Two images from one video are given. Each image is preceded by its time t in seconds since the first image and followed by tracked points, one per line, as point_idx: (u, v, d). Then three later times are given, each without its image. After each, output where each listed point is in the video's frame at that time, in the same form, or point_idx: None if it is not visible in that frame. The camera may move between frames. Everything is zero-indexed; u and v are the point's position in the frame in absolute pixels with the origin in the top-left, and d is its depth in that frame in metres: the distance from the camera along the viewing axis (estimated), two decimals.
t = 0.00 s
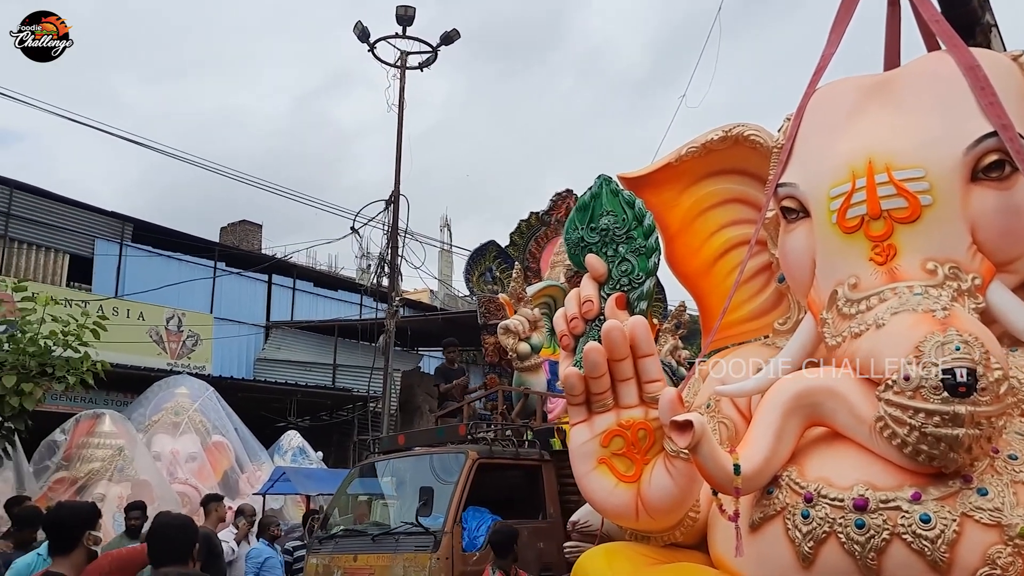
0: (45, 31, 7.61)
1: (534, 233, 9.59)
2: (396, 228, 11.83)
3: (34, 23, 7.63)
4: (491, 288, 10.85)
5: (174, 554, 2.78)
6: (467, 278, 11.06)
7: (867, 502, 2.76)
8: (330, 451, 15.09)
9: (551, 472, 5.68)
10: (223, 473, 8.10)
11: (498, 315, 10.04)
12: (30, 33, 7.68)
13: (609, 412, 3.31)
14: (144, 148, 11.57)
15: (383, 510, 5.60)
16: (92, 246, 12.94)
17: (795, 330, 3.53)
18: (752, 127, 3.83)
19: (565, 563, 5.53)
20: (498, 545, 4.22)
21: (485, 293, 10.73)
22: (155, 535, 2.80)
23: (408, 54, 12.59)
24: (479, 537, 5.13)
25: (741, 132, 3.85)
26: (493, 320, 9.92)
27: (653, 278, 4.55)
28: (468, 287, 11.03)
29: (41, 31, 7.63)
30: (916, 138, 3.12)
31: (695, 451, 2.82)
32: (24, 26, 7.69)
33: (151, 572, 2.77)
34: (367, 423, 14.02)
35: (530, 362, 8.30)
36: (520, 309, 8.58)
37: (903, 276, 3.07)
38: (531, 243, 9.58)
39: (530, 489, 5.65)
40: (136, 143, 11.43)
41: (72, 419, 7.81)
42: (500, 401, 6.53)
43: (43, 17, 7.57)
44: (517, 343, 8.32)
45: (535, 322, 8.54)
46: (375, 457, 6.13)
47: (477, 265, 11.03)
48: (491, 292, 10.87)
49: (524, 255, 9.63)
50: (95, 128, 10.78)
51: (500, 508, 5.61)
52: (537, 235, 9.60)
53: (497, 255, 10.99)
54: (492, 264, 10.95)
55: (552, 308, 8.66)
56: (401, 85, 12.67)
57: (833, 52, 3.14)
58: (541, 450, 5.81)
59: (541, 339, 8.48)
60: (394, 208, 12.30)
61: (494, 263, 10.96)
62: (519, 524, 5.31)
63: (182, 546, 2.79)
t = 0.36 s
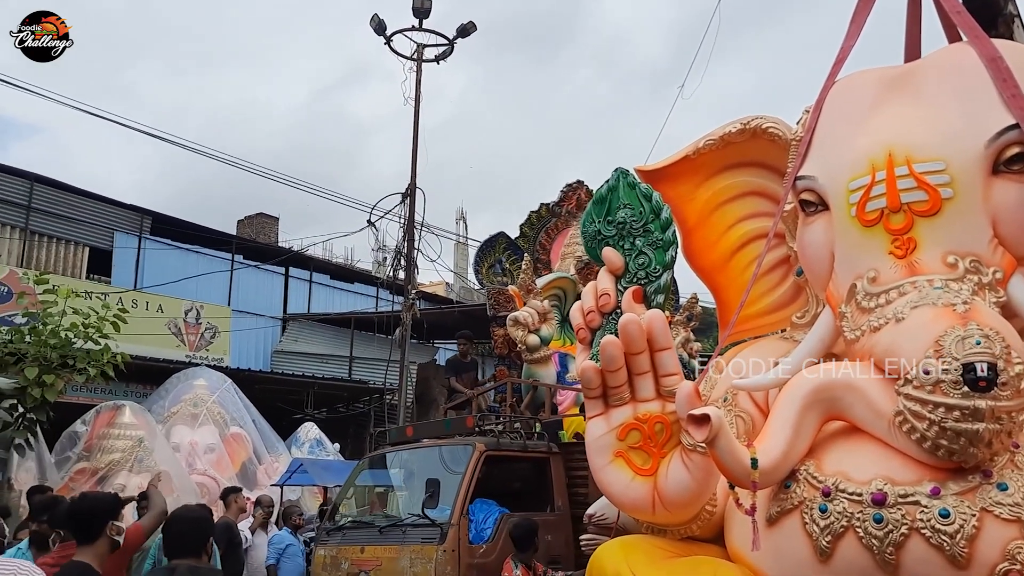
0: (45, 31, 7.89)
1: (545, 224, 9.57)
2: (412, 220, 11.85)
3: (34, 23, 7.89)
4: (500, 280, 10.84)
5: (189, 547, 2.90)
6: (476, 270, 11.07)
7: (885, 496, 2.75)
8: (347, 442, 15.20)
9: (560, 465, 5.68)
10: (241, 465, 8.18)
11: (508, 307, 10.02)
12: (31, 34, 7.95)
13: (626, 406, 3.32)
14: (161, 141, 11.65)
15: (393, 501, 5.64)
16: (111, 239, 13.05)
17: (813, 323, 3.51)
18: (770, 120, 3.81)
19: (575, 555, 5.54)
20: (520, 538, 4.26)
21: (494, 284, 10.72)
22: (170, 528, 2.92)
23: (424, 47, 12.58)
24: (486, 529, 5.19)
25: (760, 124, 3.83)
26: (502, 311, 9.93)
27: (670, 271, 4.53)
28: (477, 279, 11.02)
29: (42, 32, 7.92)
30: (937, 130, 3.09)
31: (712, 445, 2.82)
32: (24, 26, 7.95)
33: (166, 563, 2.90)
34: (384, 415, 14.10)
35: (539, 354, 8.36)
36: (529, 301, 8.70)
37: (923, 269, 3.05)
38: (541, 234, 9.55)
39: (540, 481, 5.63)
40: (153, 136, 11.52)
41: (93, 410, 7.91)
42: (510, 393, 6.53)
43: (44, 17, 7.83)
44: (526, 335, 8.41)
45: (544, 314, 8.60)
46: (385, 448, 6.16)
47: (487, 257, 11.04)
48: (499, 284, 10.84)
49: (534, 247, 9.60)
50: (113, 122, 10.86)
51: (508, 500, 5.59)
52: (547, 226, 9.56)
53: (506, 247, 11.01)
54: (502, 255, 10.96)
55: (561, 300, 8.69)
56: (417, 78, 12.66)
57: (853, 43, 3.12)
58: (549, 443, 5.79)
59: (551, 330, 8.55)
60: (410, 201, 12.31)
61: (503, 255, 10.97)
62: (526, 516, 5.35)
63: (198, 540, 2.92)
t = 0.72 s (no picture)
0: (46, 31, 8.38)
1: (552, 214, 9.58)
2: (425, 212, 11.86)
3: (34, 23, 8.39)
4: (507, 270, 10.82)
5: (172, 541, 2.84)
6: (482, 260, 11.03)
7: (899, 489, 2.74)
8: (360, 433, 15.27)
9: (564, 456, 5.65)
10: (255, 455, 8.23)
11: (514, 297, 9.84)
12: (31, 35, 8.42)
13: (638, 397, 3.32)
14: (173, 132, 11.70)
15: (398, 491, 5.65)
16: (126, 230, 13.13)
17: (827, 315, 3.49)
18: (785, 110, 3.77)
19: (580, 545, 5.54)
20: (533, 529, 4.27)
21: (500, 274, 10.71)
22: (154, 522, 2.87)
23: (436, 38, 12.56)
24: (488, 520, 5.21)
25: (774, 115, 3.79)
26: (508, 301, 9.76)
27: (683, 263, 4.54)
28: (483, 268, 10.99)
29: (43, 32, 8.40)
30: (954, 120, 3.05)
31: (724, 437, 2.81)
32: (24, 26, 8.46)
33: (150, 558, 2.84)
34: (396, 405, 14.15)
35: (546, 344, 8.29)
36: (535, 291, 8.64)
37: (939, 260, 3.02)
38: (548, 224, 9.59)
39: (544, 473, 5.62)
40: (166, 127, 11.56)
41: (109, 400, 7.98)
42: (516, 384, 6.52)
43: (44, 17, 8.33)
44: (532, 325, 8.35)
45: (550, 304, 8.53)
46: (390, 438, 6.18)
47: (493, 247, 11.02)
48: (506, 274, 10.83)
49: (541, 237, 9.61)
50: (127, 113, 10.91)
51: (510, 491, 5.64)
52: (553, 216, 9.59)
53: (513, 236, 11.01)
54: (508, 245, 10.97)
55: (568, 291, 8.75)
56: (430, 69, 12.64)
57: (869, 32, 3.09)
58: (553, 433, 5.79)
59: (557, 321, 8.50)
60: (423, 191, 12.32)
61: (510, 245, 10.97)
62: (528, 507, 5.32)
63: (180, 533, 2.85)
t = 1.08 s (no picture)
0: (45, 31, 8.40)
1: (553, 205, 9.55)
2: (431, 204, 11.86)
3: (34, 24, 8.42)
4: (508, 263, 10.75)
5: (162, 533, 2.64)
6: (484, 252, 10.99)
7: (905, 482, 2.73)
8: (367, 425, 15.32)
9: (563, 448, 5.70)
10: (262, 446, 8.26)
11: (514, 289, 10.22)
12: (31, 34, 8.50)
13: (644, 390, 3.32)
14: (180, 125, 11.72)
15: (400, 483, 5.64)
16: (133, 223, 13.17)
17: (833, 308, 3.49)
18: (791, 102, 3.76)
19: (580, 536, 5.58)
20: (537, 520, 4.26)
21: (502, 266, 10.66)
22: (144, 515, 2.68)
23: (442, 29, 12.52)
24: (487, 513, 5.21)
25: (781, 106, 3.78)
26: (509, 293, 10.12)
27: (689, 255, 4.51)
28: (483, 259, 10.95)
29: (42, 31, 8.44)
30: (962, 112, 3.03)
31: (730, 430, 2.81)
32: (24, 27, 8.49)
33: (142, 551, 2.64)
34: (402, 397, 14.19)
35: (547, 336, 8.35)
36: (535, 282, 8.69)
37: (945, 253, 3.01)
38: (549, 214, 9.55)
39: (544, 467, 5.62)
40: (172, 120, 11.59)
41: (117, 391, 8.03)
42: (515, 375, 6.53)
43: (43, 18, 8.35)
44: (533, 317, 8.40)
45: (551, 296, 8.58)
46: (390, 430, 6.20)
47: (494, 238, 10.98)
48: (508, 266, 10.76)
49: (542, 228, 9.57)
50: (134, 106, 10.95)
51: (510, 483, 5.56)
52: (555, 206, 9.56)
53: (514, 228, 10.95)
54: (509, 237, 10.91)
55: (567, 283, 8.81)
56: (436, 61, 12.60)
57: (876, 23, 3.07)
58: (552, 425, 5.82)
59: (558, 313, 8.55)
60: (428, 183, 12.32)
61: (511, 236, 10.90)
62: (526, 501, 5.36)
63: (170, 524, 2.65)
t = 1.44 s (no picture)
0: (45, 31, 8.41)
1: (550, 202, 9.58)
2: (430, 201, 11.87)
3: (36, 24, 8.44)
4: (503, 258, 10.85)
5: (156, 529, 2.65)
6: (479, 248, 11.10)
7: (901, 480, 2.74)
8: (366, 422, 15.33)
9: (559, 445, 5.70)
10: (261, 443, 8.27)
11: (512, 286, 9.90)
12: (31, 34, 8.52)
13: (641, 388, 3.33)
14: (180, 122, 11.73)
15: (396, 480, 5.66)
16: (133, 220, 13.17)
17: (830, 306, 3.50)
18: (789, 101, 3.76)
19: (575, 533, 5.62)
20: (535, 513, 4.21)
21: (497, 263, 10.73)
22: (137, 514, 2.70)
23: (442, 27, 12.51)
24: (481, 510, 5.25)
25: (778, 105, 3.78)
26: (505, 289, 9.95)
27: (688, 254, 4.50)
28: (480, 256, 11.05)
29: (42, 32, 8.45)
30: (959, 112, 3.04)
31: (727, 428, 2.81)
32: (26, 26, 8.50)
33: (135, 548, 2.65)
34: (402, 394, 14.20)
35: (542, 333, 8.52)
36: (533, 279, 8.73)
37: (942, 252, 3.02)
38: (546, 212, 9.58)
39: (539, 463, 5.67)
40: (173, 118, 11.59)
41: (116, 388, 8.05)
42: (510, 372, 6.52)
43: (44, 17, 8.35)
44: (528, 314, 8.54)
45: (547, 293, 8.67)
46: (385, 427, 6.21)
47: (490, 235, 11.04)
48: (503, 262, 10.86)
49: (539, 225, 9.65)
50: (134, 104, 10.96)
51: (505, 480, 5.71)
52: (551, 203, 9.58)
53: (510, 225, 10.96)
54: (506, 234, 10.94)
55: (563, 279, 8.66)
56: (436, 59, 12.60)
57: (874, 23, 3.07)
58: (548, 422, 5.82)
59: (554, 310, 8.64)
60: (428, 181, 12.33)
61: (507, 233, 10.95)
62: (522, 498, 5.42)
63: (160, 520, 2.66)
